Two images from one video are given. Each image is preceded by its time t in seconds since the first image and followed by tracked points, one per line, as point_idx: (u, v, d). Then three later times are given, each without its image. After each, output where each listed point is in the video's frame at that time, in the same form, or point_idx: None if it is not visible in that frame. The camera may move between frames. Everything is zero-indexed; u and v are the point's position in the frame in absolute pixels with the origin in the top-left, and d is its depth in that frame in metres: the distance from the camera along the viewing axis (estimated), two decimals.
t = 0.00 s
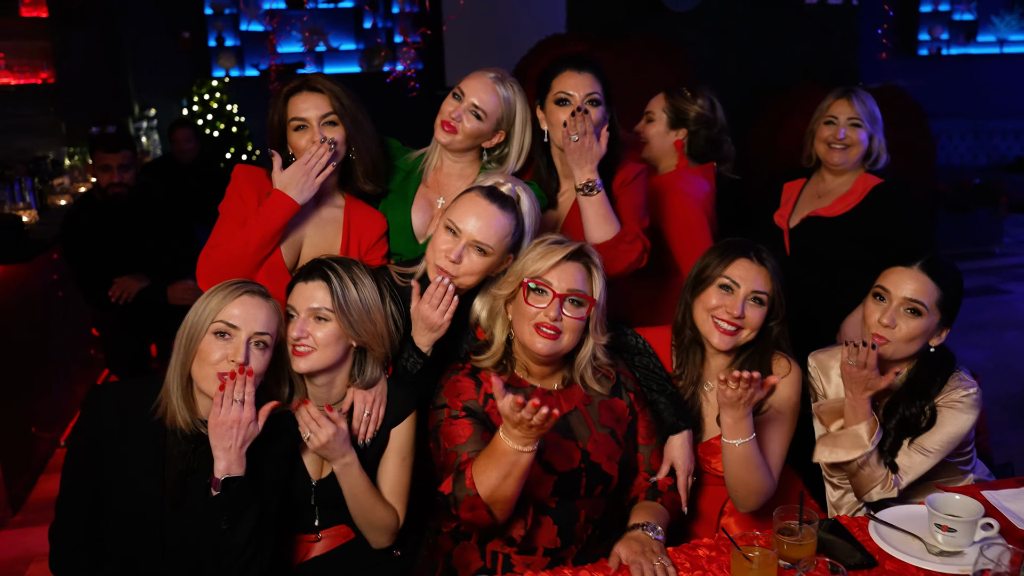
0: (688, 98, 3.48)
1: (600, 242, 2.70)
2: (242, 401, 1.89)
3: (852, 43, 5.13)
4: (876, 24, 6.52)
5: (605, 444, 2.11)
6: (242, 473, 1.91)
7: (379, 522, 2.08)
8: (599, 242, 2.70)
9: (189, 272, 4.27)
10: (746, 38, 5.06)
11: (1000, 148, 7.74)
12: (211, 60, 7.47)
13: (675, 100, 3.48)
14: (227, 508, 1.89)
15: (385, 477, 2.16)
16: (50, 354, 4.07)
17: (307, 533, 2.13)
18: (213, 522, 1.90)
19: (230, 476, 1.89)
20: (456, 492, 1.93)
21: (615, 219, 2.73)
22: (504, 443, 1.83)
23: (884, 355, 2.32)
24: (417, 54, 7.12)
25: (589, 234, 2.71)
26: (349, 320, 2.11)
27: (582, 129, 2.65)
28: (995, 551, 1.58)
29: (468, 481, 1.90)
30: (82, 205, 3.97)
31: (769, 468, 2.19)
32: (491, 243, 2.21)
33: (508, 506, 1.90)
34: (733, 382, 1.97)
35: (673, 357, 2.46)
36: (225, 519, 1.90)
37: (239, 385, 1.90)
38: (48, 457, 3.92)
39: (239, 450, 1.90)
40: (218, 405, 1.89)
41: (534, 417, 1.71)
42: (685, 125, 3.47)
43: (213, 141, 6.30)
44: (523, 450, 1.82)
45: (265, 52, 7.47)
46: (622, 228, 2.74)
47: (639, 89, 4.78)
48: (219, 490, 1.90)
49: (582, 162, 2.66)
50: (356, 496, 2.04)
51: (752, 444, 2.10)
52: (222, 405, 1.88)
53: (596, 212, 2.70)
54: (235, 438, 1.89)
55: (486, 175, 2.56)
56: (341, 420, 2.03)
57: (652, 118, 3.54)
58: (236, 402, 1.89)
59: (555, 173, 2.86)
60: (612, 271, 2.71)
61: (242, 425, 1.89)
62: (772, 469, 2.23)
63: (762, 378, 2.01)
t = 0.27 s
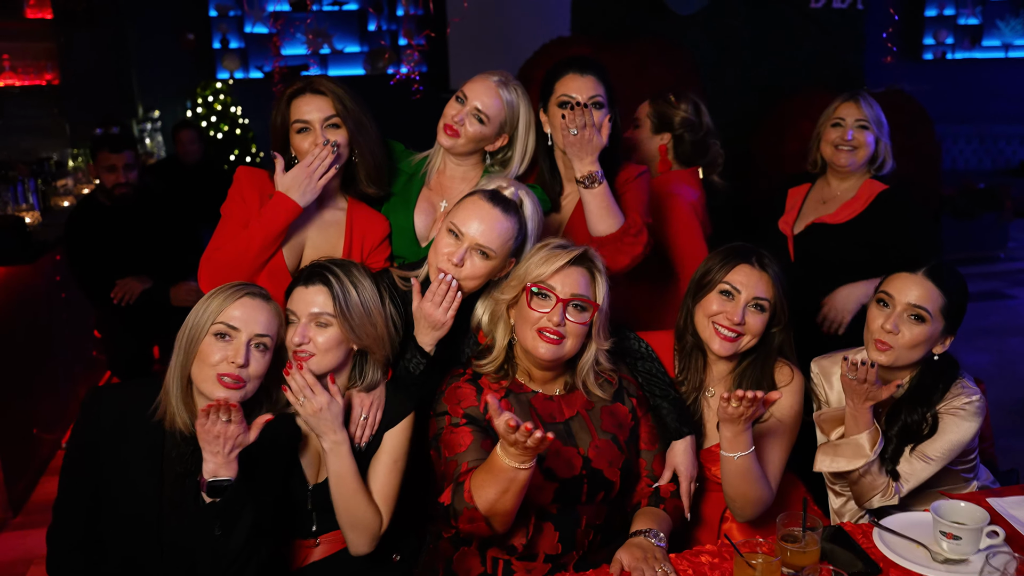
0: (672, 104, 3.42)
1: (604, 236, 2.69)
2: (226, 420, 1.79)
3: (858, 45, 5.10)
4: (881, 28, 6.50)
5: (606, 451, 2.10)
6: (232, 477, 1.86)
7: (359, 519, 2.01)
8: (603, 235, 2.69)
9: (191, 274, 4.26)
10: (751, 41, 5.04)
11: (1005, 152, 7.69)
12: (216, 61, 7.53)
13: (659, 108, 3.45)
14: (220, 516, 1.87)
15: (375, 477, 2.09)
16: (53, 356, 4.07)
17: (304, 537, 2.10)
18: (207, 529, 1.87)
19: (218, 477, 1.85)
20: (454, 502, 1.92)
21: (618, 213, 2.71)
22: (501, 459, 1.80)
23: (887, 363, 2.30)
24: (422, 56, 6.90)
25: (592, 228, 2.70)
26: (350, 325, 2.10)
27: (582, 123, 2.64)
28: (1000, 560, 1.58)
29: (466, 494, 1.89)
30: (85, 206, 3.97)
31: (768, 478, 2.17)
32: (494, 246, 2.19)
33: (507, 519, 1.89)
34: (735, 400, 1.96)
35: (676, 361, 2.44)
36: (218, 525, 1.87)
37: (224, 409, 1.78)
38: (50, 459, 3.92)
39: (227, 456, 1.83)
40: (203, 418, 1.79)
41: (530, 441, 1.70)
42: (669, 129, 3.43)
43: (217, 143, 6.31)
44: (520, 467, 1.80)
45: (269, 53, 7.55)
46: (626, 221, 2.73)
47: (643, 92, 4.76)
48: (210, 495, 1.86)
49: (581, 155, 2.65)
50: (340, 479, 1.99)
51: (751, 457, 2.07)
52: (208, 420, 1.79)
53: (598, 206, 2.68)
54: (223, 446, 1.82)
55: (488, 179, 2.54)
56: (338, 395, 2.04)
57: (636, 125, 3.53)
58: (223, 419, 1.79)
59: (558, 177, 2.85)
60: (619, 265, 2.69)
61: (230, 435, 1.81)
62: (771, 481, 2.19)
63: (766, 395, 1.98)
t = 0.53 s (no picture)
0: (655, 111, 3.43)
1: (608, 231, 2.65)
2: (215, 413, 1.78)
3: (863, 49, 5.09)
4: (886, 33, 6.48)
5: (606, 456, 2.08)
6: (223, 469, 1.87)
7: (348, 518, 1.99)
8: (608, 229, 2.65)
9: (193, 275, 4.25)
10: (756, 44, 5.02)
11: (1009, 158, 7.56)
12: (221, 63, 7.51)
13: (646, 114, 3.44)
14: (213, 510, 1.86)
15: (369, 480, 2.08)
16: (54, 357, 4.06)
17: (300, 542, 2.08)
18: (200, 524, 1.86)
19: (208, 469, 1.86)
20: (452, 510, 1.91)
21: (621, 206, 2.66)
22: (498, 468, 1.79)
23: (890, 368, 2.29)
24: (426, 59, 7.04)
25: (597, 222, 2.66)
26: (350, 328, 2.09)
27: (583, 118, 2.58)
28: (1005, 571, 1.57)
29: (465, 502, 1.88)
30: (87, 208, 3.95)
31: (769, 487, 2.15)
32: (495, 248, 2.18)
33: (506, 528, 1.87)
34: (736, 414, 1.94)
35: (677, 366, 2.42)
36: (211, 520, 1.86)
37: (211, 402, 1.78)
38: (50, 461, 3.90)
39: (218, 448, 1.84)
40: (193, 410, 1.79)
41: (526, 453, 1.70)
42: (652, 137, 3.41)
43: (221, 145, 6.32)
44: (518, 477, 1.78)
45: (273, 56, 7.46)
46: (630, 213, 2.68)
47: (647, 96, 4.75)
48: (202, 487, 1.87)
49: (582, 149, 2.58)
50: (331, 473, 1.97)
51: (751, 467, 2.05)
52: (197, 413, 1.78)
53: (602, 200, 2.62)
54: (213, 437, 1.82)
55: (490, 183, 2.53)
56: (338, 388, 2.02)
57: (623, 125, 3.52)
58: (211, 413, 1.78)
59: (560, 179, 2.83)
60: (625, 259, 2.67)
61: (219, 427, 1.80)
62: (771, 489, 2.18)
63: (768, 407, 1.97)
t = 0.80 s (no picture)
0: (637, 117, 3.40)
1: (610, 227, 2.63)
2: (208, 409, 1.78)
3: (867, 55, 5.07)
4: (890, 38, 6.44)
5: (605, 462, 2.06)
6: (215, 466, 1.84)
7: (341, 523, 1.97)
8: (611, 224, 2.63)
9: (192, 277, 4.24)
10: (759, 50, 5.00)
11: (1012, 164, 7.55)
12: (222, 65, 7.48)
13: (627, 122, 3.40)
14: (205, 507, 1.82)
15: (362, 484, 2.06)
16: (52, 359, 4.05)
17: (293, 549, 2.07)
18: (190, 522, 1.82)
19: (200, 466, 1.83)
20: (448, 518, 1.89)
21: (624, 202, 2.63)
22: (495, 476, 1.78)
23: (890, 375, 2.26)
24: (428, 62, 7.19)
25: (598, 218, 2.63)
26: (347, 331, 2.08)
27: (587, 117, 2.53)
28: None
29: (461, 510, 1.86)
30: (87, 209, 3.94)
31: (767, 495, 2.13)
32: (495, 248, 2.16)
33: (502, 535, 1.86)
34: (737, 420, 1.93)
35: (677, 372, 2.40)
36: (203, 518, 1.82)
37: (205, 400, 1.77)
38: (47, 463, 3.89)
39: (210, 445, 1.82)
40: (187, 408, 1.78)
41: (524, 460, 1.69)
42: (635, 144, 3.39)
43: (222, 147, 6.30)
44: (515, 485, 1.77)
45: (274, 57, 7.46)
46: (631, 208, 2.66)
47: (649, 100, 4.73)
48: (192, 485, 1.84)
49: (583, 148, 2.56)
50: (325, 477, 1.96)
51: (750, 474, 2.03)
52: (190, 409, 1.78)
53: (604, 197, 2.59)
54: (206, 435, 1.80)
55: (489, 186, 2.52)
56: (334, 392, 2.02)
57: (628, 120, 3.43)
58: (204, 409, 1.77)
59: (561, 182, 2.81)
60: (629, 254, 2.64)
61: (212, 425, 1.79)
62: (770, 496, 2.16)
63: (767, 413, 1.96)
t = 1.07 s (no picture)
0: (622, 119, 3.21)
1: (610, 226, 2.56)
2: (192, 423, 1.73)
3: (868, 61, 5.07)
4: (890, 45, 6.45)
5: (599, 469, 2.05)
6: (200, 476, 1.80)
7: (329, 528, 1.95)
8: (611, 223, 2.56)
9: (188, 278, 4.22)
10: (760, 55, 4.99)
11: (1012, 173, 7.55)
12: (222, 67, 7.44)
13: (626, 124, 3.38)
14: (189, 517, 1.81)
15: (352, 490, 2.04)
16: (47, 359, 4.02)
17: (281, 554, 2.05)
18: (175, 531, 1.81)
19: (184, 476, 1.79)
20: (441, 526, 1.87)
21: (624, 202, 2.55)
22: (488, 484, 1.76)
23: (886, 382, 2.25)
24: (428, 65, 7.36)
25: (598, 216, 2.56)
26: (340, 335, 2.06)
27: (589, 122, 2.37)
28: None
29: (454, 518, 1.84)
30: (84, 210, 3.93)
31: (762, 504, 2.11)
32: (491, 250, 2.15)
33: (495, 544, 1.84)
34: (733, 427, 1.92)
35: (673, 379, 2.38)
36: (187, 527, 1.81)
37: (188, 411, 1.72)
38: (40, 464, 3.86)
39: (195, 455, 1.78)
40: (169, 420, 1.72)
41: (517, 470, 1.67)
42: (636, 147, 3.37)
43: (222, 149, 6.29)
44: (508, 494, 1.75)
45: (274, 60, 7.41)
46: (631, 204, 2.58)
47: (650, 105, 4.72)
48: (177, 494, 1.80)
49: (584, 153, 2.43)
50: (313, 483, 1.95)
51: (746, 483, 2.02)
52: (174, 422, 1.72)
53: (605, 200, 2.52)
54: (190, 446, 1.76)
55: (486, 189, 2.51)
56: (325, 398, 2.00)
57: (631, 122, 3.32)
58: (189, 422, 1.72)
59: (559, 187, 2.79)
60: (630, 252, 2.58)
61: (197, 437, 1.75)
62: (765, 505, 2.15)
63: (765, 422, 1.94)
